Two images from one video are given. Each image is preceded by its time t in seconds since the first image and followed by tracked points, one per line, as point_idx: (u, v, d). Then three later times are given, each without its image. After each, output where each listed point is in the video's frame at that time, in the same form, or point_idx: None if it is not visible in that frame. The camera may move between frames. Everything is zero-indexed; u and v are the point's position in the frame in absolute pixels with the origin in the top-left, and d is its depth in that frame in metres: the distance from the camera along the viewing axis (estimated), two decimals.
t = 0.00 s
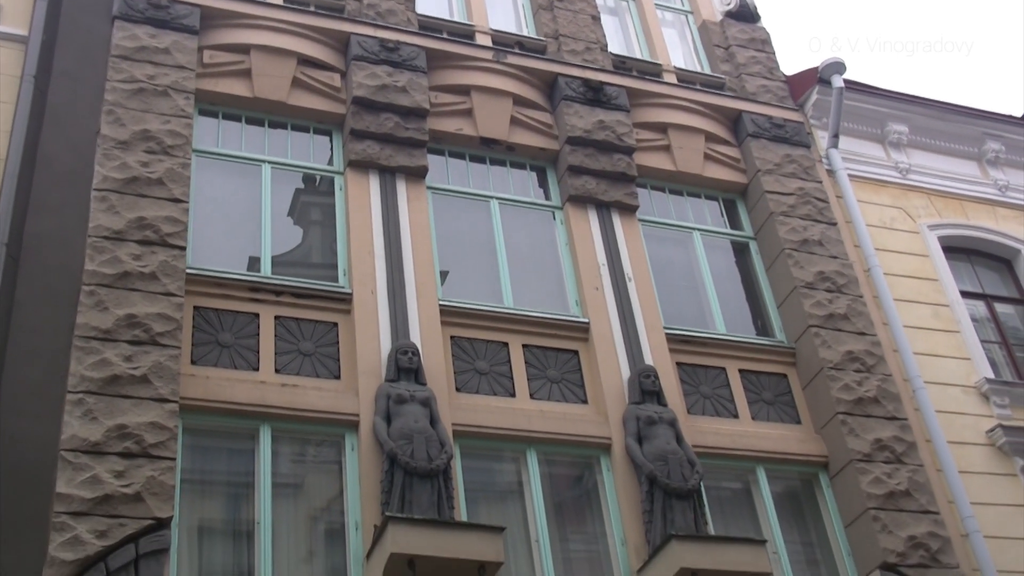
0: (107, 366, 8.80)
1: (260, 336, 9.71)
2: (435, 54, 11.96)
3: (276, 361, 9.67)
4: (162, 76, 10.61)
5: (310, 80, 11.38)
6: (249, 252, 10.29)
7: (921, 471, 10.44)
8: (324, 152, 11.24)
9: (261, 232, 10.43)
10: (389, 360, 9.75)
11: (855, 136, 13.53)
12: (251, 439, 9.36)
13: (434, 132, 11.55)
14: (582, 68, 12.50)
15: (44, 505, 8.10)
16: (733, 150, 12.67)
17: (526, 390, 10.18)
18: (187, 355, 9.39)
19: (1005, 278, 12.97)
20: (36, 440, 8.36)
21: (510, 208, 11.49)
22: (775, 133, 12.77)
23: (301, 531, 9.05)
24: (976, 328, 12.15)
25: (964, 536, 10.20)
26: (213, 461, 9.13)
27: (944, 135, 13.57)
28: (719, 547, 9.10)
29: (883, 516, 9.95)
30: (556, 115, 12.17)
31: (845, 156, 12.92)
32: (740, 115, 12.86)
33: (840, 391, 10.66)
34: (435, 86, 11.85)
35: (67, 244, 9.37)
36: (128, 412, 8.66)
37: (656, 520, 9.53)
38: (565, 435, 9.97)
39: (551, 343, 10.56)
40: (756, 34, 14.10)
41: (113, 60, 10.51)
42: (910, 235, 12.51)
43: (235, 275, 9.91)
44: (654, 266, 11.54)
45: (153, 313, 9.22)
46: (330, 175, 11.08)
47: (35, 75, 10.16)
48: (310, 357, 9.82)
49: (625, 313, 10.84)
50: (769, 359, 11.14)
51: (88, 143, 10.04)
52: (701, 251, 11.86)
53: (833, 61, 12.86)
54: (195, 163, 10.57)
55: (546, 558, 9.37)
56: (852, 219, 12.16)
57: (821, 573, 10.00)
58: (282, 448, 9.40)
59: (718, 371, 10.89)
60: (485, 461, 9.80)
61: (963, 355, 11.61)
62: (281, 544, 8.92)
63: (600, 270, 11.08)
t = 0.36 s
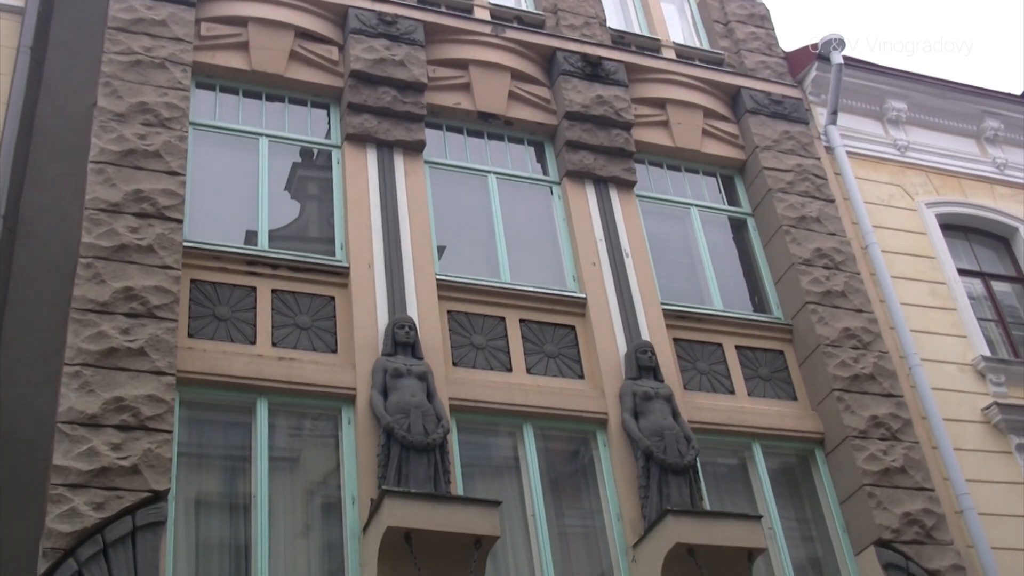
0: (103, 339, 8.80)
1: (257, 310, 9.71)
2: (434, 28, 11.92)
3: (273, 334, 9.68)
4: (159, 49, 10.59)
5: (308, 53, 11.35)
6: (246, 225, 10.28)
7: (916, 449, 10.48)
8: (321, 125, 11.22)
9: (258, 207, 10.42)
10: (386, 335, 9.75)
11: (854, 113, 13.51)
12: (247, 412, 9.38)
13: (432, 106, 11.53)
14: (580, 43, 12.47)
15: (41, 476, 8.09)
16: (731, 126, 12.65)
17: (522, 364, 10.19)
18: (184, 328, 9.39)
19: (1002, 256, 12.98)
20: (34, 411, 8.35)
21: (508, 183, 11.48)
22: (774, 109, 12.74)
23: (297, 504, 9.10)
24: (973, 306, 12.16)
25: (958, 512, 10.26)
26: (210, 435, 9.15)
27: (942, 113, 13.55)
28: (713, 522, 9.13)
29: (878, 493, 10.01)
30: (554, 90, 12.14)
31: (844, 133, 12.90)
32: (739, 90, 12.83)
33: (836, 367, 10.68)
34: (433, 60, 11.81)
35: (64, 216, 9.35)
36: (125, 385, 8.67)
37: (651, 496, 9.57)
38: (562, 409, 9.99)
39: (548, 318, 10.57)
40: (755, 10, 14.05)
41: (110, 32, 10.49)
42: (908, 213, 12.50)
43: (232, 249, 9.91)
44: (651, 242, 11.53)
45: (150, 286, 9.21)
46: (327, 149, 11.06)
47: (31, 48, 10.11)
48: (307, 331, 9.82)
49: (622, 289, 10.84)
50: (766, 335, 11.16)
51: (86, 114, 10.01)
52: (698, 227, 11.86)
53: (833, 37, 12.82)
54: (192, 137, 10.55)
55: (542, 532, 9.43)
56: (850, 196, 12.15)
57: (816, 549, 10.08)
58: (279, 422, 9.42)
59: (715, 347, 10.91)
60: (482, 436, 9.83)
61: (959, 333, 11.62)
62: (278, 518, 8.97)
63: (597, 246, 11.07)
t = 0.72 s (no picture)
0: (103, 313, 8.80)
1: (257, 285, 9.71)
2: (434, 2, 11.88)
3: (273, 309, 9.68)
4: (158, 23, 10.58)
5: (308, 28, 11.32)
6: (247, 201, 10.27)
7: (915, 427, 10.51)
8: (321, 100, 11.20)
9: (258, 182, 10.40)
10: (386, 310, 9.75)
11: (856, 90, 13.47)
12: (248, 387, 9.39)
13: (432, 81, 11.50)
14: (582, 18, 12.43)
15: (42, 450, 8.10)
16: (732, 103, 12.63)
17: (523, 340, 10.20)
18: (184, 303, 9.39)
19: (1003, 235, 12.97)
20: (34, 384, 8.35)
21: (508, 159, 11.46)
22: (775, 86, 12.72)
23: (297, 480, 9.13)
24: (974, 284, 12.16)
25: (957, 490, 10.29)
26: (210, 410, 9.16)
27: (945, 91, 13.52)
28: (712, 498, 9.15)
29: (877, 470, 10.05)
30: (555, 66, 12.11)
31: (846, 111, 12.87)
32: (740, 67, 12.79)
33: (836, 344, 10.70)
34: (434, 35, 11.78)
35: (64, 190, 9.34)
36: (126, 359, 8.68)
37: (651, 472, 9.59)
38: (562, 385, 10.01)
39: (548, 295, 10.57)
40: None
41: (109, 5, 10.49)
42: (909, 190, 12.49)
43: (232, 224, 9.90)
44: (652, 219, 11.53)
45: (150, 261, 9.21)
46: (328, 124, 11.04)
47: (30, 22, 9.94)
48: (307, 306, 9.83)
49: (622, 266, 10.84)
50: (766, 313, 11.17)
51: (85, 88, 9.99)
52: (699, 204, 11.85)
53: (836, 14, 12.77)
54: (192, 111, 10.53)
55: (542, 507, 9.49)
56: (851, 173, 12.13)
57: (814, 526, 10.14)
58: (279, 396, 9.44)
59: (715, 324, 10.92)
60: (482, 412, 9.86)
61: (959, 311, 11.62)
62: (278, 493, 9.01)
63: (598, 222, 11.06)
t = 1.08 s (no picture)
0: (107, 289, 8.79)
1: (260, 261, 9.71)
2: None
3: (276, 285, 9.68)
4: None
5: (311, 3, 11.28)
6: (249, 177, 10.25)
7: (918, 404, 10.53)
8: (324, 76, 11.17)
9: (261, 158, 10.39)
10: (390, 286, 9.75)
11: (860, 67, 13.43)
12: (251, 363, 9.40)
13: (436, 57, 11.47)
14: None
15: (45, 425, 8.11)
16: (736, 80, 12.60)
17: (526, 317, 10.21)
18: (187, 279, 9.39)
19: (1007, 213, 12.95)
20: (37, 359, 8.34)
21: (512, 135, 11.44)
22: (779, 63, 12.68)
23: (300, 456, 9.16)
24: (977, 262, 12.14)
25: (959, 468, 10.32)
26: (213, 385, 9.17)
27: (949, 68, 13.48)
28: (714, 474, 9.16)
29: (880, 447, 10.08)
30: (558, 42, 12.07)
31: (850, 88, 12.82)
32: (745, 44, 12.74)
33: (839, 322, 10.71)
34: (437, 11, 11.74)
35: (67, 166, 9.32)
36: (129, 335, 8.67)
37: (654, 449, 9.62)
38: (565, 362, 10.02)
39: (551, 272, 10.56)
40: None
41: None
42: (913, 168, 12.46)
43: (235, 200, 9.89)
44: (655, 195, 11.52)
45: (153, 236, 9.20)
46: (331, 100, 11.02)
47: None
48: (311, 282, 9.82)
49: (626, 243, 10.83)
50: (769, 290, 11.17)
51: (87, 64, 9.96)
52: (702, 181, 11.84)
53: None
54: (195, 87, 10.52)
55: (545, 483, 9.53)
56: (855, 151, 12.10)
57: (817, 504, 10.21)
58: (282, 372, 9.45)
59: (718, 301, 10.92)
60: (484, 388, 9.87)
61: (963, 289, 11.62)
62: (281, 468, 9.04)
63: (601, 199, 11.05)
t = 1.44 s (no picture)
0: (111, 266, 8.80)
1: (264, 239, 9.71)
2: None
3: (279, 263, 9.68)
4: None
5: None
6: (253, 155, 10.24)
7: (921, 382, 10.54)
8: (328, 53, 11.16)
9: (265, 136, 10.38)
10: (394, 263, 9.75)
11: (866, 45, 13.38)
12: (255, 340, 9.42)
13: (439, 34, 11.43)
14: None
15: (49, 401, 8.09)
16: (741, 57, 12.56)
17: (529, 295, 10.21)
18: (191, 257, 9.39)
19: (1011, 192, 12.93)
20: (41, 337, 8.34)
21: (516, 113, 11.43)
22: (784, 41, 12.63)
23: (304, 434, 9.17)
24: (981, 241, 12.13)
25: (962, 446, 10.33)
26: (217, 362, 9.19)
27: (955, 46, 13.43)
28: (717, 452, 9.17)
29: (883, 425, 10.10)
30: (563, 19, 12.02)
31: (855, 65, 12.78)
32: (750, 21, 12.68)
33: (843, 300, 10.72)
34: None
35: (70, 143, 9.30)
36: (132, 312, 8.68)
37: (657, 426, 9.63)
38: (569, 340, 10.03)
39: (555, 250, 10.56)
40: None
41: None
42: (918, 146, 12.43)
43: (238, 177, 9.88)
44: (659, 173, 11.50)
45: (156, 214, 9.20)
46: (334, 77, 11.00)
47: None
48: (314, 260, 9.82)
49: (630, 221, 10.82)
50: (773, 268, 11.17)
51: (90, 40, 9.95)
52: (706, 158, 11.83)
53: None
54: (198, 64, 10.51)
55: (548, 460, 9.56)
56: (859, 129, 12.08)
57: (820, 483, 10.24)
58: (286, 349, 9.47)
59: (722, 279, 10.93)
60: (488, 365, 9.89)
61: (967, 268, 11.61)
62: (285, 445, 9.06)
63: (605, 177, 11.03)
